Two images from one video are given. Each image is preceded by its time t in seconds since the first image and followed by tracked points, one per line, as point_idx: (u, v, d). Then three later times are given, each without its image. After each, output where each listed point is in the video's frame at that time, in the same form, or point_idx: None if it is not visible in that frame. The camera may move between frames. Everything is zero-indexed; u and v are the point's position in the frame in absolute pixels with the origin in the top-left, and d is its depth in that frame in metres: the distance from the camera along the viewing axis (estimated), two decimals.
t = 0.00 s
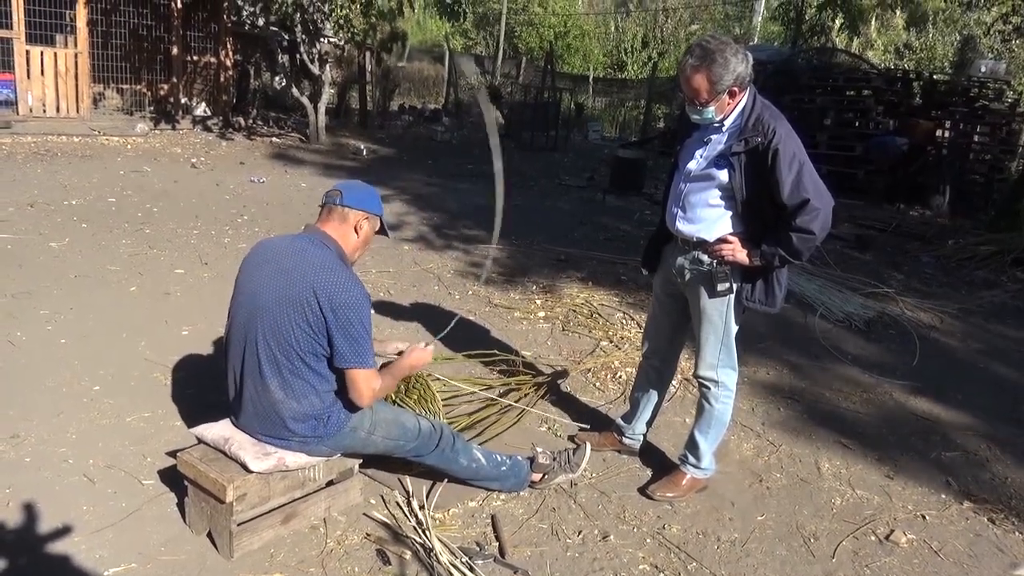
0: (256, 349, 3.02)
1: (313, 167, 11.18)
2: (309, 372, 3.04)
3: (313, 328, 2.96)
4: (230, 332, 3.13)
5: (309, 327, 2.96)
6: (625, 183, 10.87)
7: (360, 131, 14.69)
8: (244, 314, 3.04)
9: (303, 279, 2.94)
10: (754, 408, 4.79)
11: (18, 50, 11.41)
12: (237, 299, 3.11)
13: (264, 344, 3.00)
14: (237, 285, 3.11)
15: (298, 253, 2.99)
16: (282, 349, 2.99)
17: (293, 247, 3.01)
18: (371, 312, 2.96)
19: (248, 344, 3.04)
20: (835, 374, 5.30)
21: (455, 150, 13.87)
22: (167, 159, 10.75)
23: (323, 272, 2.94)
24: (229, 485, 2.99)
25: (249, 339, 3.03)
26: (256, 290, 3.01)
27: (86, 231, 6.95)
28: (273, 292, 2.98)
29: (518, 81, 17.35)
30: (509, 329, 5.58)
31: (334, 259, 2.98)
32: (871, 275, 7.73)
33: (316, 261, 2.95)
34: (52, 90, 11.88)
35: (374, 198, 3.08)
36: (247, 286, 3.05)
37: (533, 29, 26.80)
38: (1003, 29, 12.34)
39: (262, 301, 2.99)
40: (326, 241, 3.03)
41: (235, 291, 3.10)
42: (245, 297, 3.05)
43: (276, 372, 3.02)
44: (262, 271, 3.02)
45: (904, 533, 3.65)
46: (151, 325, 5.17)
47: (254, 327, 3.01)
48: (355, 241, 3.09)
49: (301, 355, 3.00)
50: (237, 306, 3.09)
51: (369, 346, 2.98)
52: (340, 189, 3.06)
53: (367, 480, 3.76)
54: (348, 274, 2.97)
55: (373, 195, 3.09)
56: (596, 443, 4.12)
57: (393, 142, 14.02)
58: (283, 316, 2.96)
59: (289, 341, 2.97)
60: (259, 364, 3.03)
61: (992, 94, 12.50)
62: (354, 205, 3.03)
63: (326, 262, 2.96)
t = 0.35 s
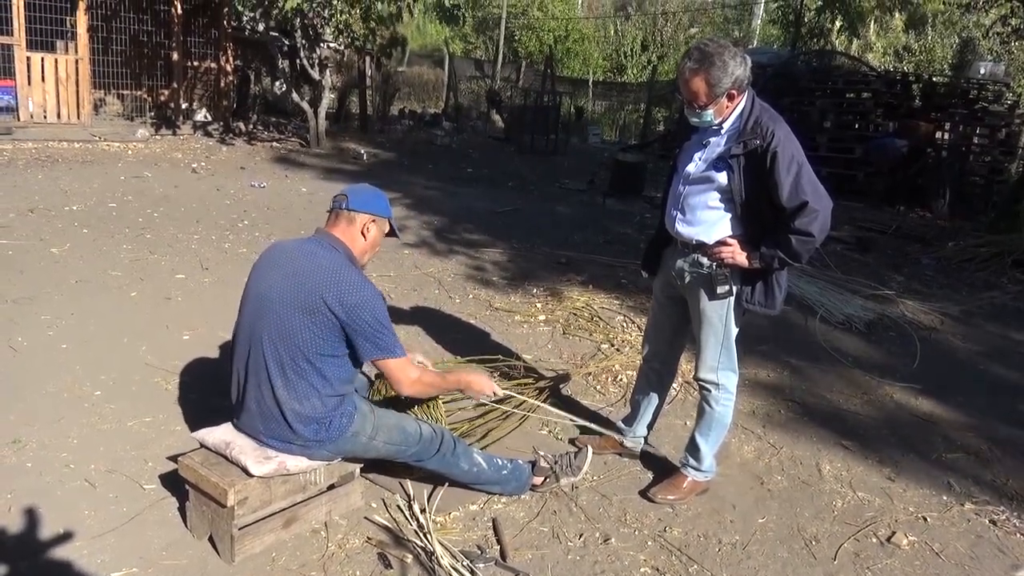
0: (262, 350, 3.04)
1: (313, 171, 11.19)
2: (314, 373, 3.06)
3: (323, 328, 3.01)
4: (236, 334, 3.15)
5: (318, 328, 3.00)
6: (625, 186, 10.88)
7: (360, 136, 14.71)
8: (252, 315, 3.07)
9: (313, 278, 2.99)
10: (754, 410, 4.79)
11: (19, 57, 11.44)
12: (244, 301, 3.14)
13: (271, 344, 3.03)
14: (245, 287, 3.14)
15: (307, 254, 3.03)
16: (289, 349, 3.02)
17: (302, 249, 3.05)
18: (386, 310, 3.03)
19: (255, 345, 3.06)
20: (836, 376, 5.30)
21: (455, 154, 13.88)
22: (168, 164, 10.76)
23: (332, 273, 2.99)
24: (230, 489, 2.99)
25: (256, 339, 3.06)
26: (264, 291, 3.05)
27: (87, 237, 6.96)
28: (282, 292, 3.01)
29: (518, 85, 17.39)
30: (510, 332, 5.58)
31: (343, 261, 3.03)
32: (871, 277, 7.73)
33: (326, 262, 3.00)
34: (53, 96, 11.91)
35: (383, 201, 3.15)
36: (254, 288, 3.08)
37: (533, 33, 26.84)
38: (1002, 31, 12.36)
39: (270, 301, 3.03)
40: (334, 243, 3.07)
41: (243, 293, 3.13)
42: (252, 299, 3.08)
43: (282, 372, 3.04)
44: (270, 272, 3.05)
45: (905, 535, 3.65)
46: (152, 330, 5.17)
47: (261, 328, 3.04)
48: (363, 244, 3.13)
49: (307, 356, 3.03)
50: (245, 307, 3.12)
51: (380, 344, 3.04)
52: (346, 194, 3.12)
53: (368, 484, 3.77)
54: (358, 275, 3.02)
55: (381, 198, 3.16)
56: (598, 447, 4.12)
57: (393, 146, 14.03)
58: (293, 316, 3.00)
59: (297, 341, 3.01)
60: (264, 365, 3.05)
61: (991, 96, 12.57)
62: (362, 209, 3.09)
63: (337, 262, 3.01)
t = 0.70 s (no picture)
0: (282, 350, 3.03)
1: (313, 173, 11.20)
2: (334, 374, 3.08)
3: (350, 330, 3.05)
4: (250, 333, 3.12)
5: (345, 328, 3.04)
6: (624, 188, 10.88)
7: (359, 138, 14.72)
8: (271, 315, 3.06)
9: (342, 281, 3.03)
10: (754, 413, 4.78)
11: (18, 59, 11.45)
12: (259, 301, 3.12)
13: (293, 344, 3.03)
14: (260, 288, 3.12)
15: (333, 257, 3.07)
16: (312, 349, 3.03)
17: (326, 253, 3.09)
18: (414, 312, 3.13)
19: (274, 345, 3.05)
20: (838, 379, 5.30)
21: (454, 156, 13.88)
22: (167, 166, 10.76)
23: (361, 275, 3.05)
24: (229, 492, 2.99)
25: (275, 340, 3.04)
26: (287, 291, 3.05)
27: (86, 238, 6.96)
28: (307, 293, 3.03)
29: (517, 88, 17.39)
30: (509, 334, 5.58)
31: (369, 265, 3.09)
32: (871, 280, 7.72)
33: (354, 265, 3.06)
34: (52, 98, 11.92)
35: (401, 207, 3.20)
36: (273, 288, 3.08)
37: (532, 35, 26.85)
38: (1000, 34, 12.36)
39: (294, 301, 3.04)
40: (356, 248, 3.13)
41: (259, 293, 3.11)
42: (271, 299, 3.07)
43: (302, 373, 3.04)
44: (293, 273, 3.07)
45: (905, 537, 3.65)
46: (150, 332, 5.17)
47: (283, 329, 3.04)
48: (382, 250, 3.18)
49: (330, 356, 3.05)
50: (260, 307, 3.10)
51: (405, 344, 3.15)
52: (364, 200, 3.17)
53: (368, 487, 3.76)
54: (383, 279, 3.09)
55: (399, 204, 3.21)
56: (598, 450, 4.11)
57: (392, 148, 14.02)
58: (319, 317, 3.02)
59: (322, 341, 3.03)
60: (283, 365, 3.04)
61: (990, 99, 12.57)
62: (381, 216, 3.14)
63: (364, 265, 3.07)
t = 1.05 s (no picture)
0: (292, 352, 3.02)
1: (308, 176, 11.18)
2: (340, 378, 3.08)
3: (360, 336, 3.07)
4: (258, 332, 3.10)
5: (355, 333, 3.05)
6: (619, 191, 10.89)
7: (354, 140, 14.70)
8: (282, 316, 3.05)
9: (355, 286, 3.04)
10: (749, 415, 4.79)
11: (11, 60, 11.41)
12: (269, 300, 3.11)
13: (302, 346, 3.02)
14: (271, 287, 3.12)
15: (346, 262, 3.08)
16: (321, 352, 3.03)
17: (341, 257, 3.09)
18: (422, 322, 3.16)
19: (282, 345, 3.04)
20: (833, 381, 5.31)
21: (449, 158, 13.87)
22: (161, 168, 10.73)
23: (373, 282, 3.06)
24: (224, 494, 2.98)
25: (285, 340, 3.03)
26: (299, 294, 3.05)
27: (80, 240, 6.94)
28: (320, 295, 3.03)
29: (512, 90, 17.40)
30: (505, 336, 5.58)
31: (381, 272, 3.11)
32: (865, 282, 7.75)
33: (368, 271, 3.07)
34: (46, 99, 11.88)
35: (417, 217, 3.18)
36: (285, 288, 3.08)
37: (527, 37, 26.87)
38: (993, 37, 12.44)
39: (306, 303, 3.03)
40: (369, 254, 3.13)
41: (271, 292, 3.11)
42: (283, 300, 3.07)
43: (309, 375, 3.04)
44: (307, 274, 3.07)
45: (900, 539, 3.65)
46: (145, 334, 5.15)
47: (293, 331, 3.03)
48: (396, 261, 3.18)
49: (338, 360, 3.06)
50: (271, 307, 3.09)
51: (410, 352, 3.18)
52: (380, 210, 3.15)
53: (363, 489, 3.76)
54: (395, 287, 3.11)
55: (414, 214, 3.19)
56: (593, 451, 4.12)
57: (387, 150, 14.01)
58: (331, 321, 3.03)
59: (332, 345, 3.03)
60: (291, 366, 3.03)
61: (983, 101, 12.73)
62: (398, 230, 3.12)
63: (377, 272, 3.09)
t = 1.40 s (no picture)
0: (288, 353, 3.02)
1: (302, 175, 11.17)
2: (335, 381, 3.08)
3: (358, 340, 3.07)
4: (255, 330, 3.10)
5: (353, 336, 3.05)
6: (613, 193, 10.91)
7: (348, 140, 14.68)
8: (280, 316, 3.04)
9: (355, 291, 3.04)
10: (743, 417, 4.81)
11: (4, 58, 11.37)
12: (268, 299, 3.10)
13: (298, 348, 3.01)
14: (271, 286, 3.11)
15: (347, 267, 3.07)
16: (317, 354, 3.02)
17: (341, 260, 3.09)
18: (420, 329, 3.16)
19: (279, 345, 3.03)
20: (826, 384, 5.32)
21: (443, 158, 13.87)
22: (154, 167, 10.70)
23: (373, 287, 3.06)
24: (217, 495, 2.97)
25: (282, 341, 3.03)
26: (299, 295, 3.04)
27: (72, 239, 6.91)
28: (320, 298, 3.02)
29: (506, 90, 17.40)
30: (498, 337, 5.59)
31: (381, 277, 3.10)
32: (859, 285, 7.77)
33: (369, 276, 3.07)
34: (39, 96, 11.83)
35: (418, 221, 3.17)
36: (285, 289, 3.07)
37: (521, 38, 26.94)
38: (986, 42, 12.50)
39: (304, 305, 3.03)
40: (370, 259, 3.12)
41: (271, 292, 3.10)
42: (282, 301, 3.06)
43: (305, 376, 3.03)
44: (307, 276, 3.06)
45: (891, 541, 3.67)
46: (137, 333, 5.13)
47: (292, 332, 3.02)
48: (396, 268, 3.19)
49: (335, 363, 3.05)
50: (269, 307, 3.08)
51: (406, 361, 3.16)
52: (377, 218, 3.13)
53: (356, 489, 3.75)
54: (395, 293, 3.11)
55: (415, 217, 3.17)
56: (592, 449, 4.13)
57: (381, 151, 14.00)
58: (329, 324, 3.02)
59: (330, 348, 3.03)
60: (287, 367, 3.02)
61: (975, 106, 12.82)
62: (400, 237, 3.11)
63: (378, 278, 3.08)
